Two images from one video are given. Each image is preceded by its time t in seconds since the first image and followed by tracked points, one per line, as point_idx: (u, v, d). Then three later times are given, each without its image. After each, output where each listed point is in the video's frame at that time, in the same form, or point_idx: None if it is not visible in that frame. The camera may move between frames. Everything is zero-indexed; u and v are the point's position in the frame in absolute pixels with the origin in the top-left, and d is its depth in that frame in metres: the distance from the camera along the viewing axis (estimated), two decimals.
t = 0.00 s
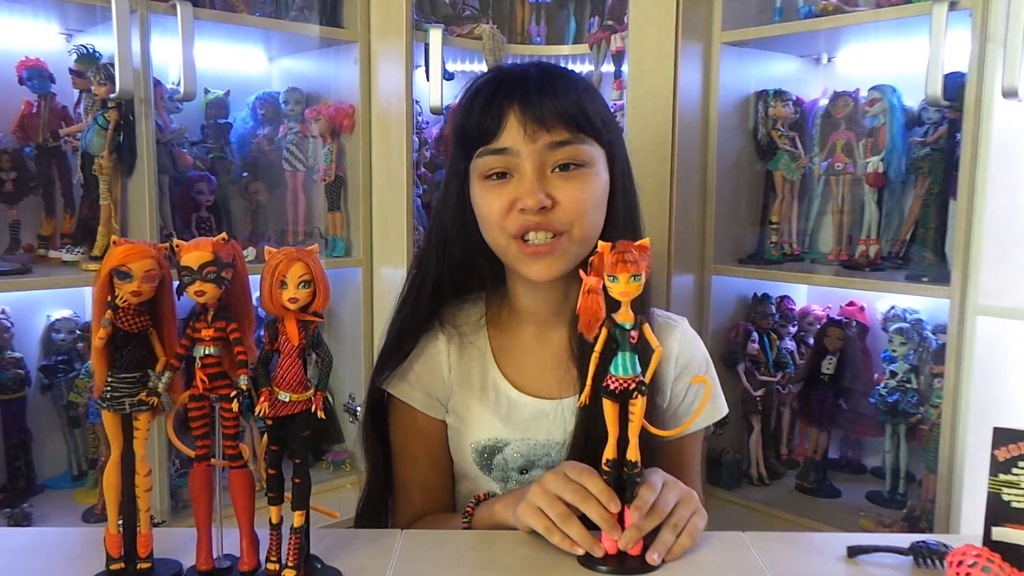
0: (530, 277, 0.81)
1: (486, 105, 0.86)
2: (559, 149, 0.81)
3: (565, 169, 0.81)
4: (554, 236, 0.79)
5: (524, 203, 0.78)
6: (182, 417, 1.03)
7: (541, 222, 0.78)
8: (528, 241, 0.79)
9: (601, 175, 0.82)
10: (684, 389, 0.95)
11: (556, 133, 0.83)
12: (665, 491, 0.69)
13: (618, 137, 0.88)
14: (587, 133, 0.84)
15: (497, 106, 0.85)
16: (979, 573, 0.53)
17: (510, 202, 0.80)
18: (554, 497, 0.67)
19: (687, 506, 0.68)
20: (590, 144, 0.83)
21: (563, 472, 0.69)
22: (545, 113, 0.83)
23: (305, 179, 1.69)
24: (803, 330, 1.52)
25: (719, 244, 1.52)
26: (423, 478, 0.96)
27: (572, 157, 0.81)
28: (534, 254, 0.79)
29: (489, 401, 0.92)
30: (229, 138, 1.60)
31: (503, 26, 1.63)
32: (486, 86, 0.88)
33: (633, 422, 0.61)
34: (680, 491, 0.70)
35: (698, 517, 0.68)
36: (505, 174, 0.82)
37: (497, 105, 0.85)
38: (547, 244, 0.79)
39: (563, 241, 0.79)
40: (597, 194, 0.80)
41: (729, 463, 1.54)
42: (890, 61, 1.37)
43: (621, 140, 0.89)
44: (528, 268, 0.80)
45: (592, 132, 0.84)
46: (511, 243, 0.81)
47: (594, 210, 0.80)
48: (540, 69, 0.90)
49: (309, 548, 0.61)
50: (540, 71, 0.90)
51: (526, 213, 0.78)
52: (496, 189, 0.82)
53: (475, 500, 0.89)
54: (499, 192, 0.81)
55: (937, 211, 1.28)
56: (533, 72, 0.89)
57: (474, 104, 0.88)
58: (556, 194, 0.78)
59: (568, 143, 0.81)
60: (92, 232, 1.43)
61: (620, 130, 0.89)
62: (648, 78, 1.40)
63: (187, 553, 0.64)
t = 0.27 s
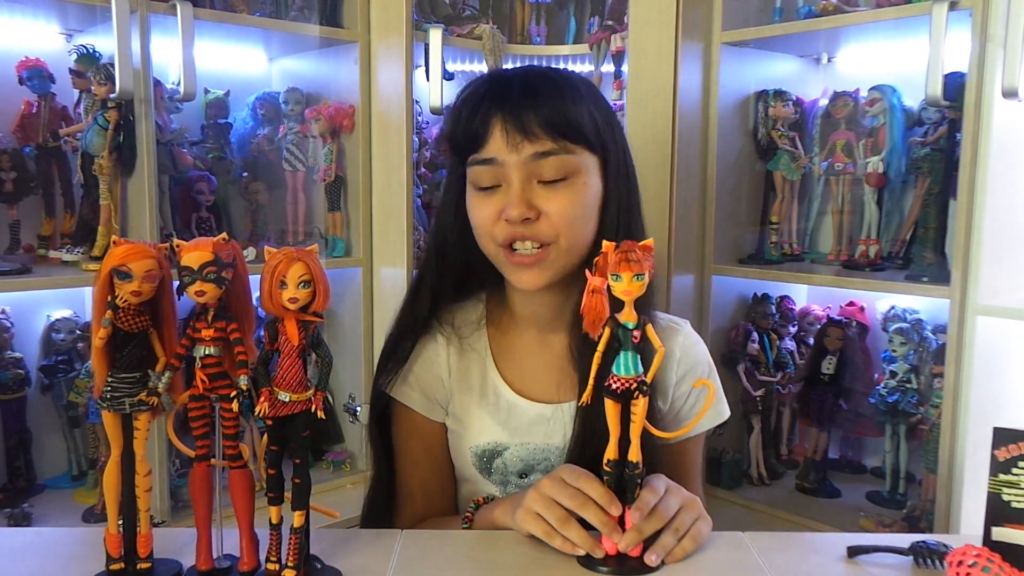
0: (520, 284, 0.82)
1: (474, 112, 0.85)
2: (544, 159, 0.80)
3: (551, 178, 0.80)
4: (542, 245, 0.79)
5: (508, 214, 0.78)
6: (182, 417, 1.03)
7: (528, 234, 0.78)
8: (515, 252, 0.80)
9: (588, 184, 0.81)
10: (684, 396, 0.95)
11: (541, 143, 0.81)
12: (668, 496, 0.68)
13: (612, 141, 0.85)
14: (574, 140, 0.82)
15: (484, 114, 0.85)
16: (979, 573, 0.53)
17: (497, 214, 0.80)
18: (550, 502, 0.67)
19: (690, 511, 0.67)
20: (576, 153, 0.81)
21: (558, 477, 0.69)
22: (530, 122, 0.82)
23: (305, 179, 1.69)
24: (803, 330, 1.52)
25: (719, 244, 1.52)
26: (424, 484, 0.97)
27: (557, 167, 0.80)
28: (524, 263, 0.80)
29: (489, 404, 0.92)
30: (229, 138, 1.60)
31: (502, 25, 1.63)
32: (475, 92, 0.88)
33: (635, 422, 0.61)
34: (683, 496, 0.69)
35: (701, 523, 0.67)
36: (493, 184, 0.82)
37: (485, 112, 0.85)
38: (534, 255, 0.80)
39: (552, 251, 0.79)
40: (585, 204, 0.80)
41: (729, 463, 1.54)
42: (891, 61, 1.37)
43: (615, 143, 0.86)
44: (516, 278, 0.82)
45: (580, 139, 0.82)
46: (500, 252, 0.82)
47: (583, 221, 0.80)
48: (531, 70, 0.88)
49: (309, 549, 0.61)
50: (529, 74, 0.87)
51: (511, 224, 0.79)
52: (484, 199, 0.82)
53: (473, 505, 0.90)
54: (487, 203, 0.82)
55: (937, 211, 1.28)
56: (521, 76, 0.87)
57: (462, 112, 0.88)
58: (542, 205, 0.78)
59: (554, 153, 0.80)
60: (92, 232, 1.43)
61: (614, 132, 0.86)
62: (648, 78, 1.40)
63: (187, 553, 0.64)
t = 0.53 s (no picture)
0: (527, 285, 0.82)
1: (492, 109, 0.85)
2: (561, 161, 0.80)
3: (567, 180, 0.80)
4: (553, 249, 0.79)
5: (522, 215, 0.78)
6: (183, 417, 1.03)
7: (538, 235, 0.78)
8: (524, 253, 0.80)
9: (601, 188, 0.81)
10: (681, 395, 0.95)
11: (559, 145, 0.81)
12: (668, 496, 0.68)
13: (624, 145, 0.86)
14: (592, 145, 0.82)
15: (502, 112, 0.84)
16: (979, 573, 0.53)
17: (509, 213, 0.79)
18: (548, 504, 0.68)
19: (690, 512, 0.67)
20: (593, 156, 0.81)
21: (556, 481, 0.70)
22: (550, 122, 0.82)
23: (305, 179, 1.69)
24: (803, 330, 1.52)
25: (719, 244, 1.52)
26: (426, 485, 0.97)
27: (573, 170, 0.80)
28: (534, 265, 0.80)
29: (489, 405, 0.92)
30: (229, 138, 1.60)
31: (503, 25, 1.63)
32: (493, 88, 0.87)
33: (636, 422, 0.61)
34: (683, 497, 0.69)
35: (701, 523, 0.67)
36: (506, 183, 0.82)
37: (504, 110, 0.84)
38: (542, 256, 0.79)
39: (562, 255, 0.79)
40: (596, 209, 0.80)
41: (729, 463, 1.54)
42: (891, 61, 1.37)
43: (627, 147, 0.87)
44: (524, 279, 0.81)
45: (596, 142, 0.82)
46: (509, 252, 0.81)
47: (594, 225, 0.79)
48: (547, 71, 0.88)
49: (309, 549, 0.61)
50: (550, 76, 0.87)
51: (524, 225, 0.78)
52: (496, 197, 0.82)
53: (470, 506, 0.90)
54: (500, 202, 0.81)
55: (937, 211, 1.28)
56: (542, 77, 0.86)
57: (479, 106, 0.87)
58: (555, 207, 0.78)
59: (570, 156, 0.80)
60: (92, 233, 1.43)
61: (626, 137, 0.87)
62: (648, 77, 1.40)
63: (187, 553, 0.64)
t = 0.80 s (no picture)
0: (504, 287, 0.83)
1: (461, 118, 0.86)
2: (522, 164, 0.80)
3: (531, 183, 0.80)
4: (522, 252, 0.79)
5: (489, 222, 0.79)
6: (183, 417, 1.03)
7: (509, 239, 0.79)
8: (500, 256, 0.81)
9: (568, 188, 0.80)
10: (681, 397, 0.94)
11: (520, 148, 0.81)
12: (660, 496, 0.69)
13: (597, 140, 0.84)
14: (557, 145, 0.81)
15: (469, 119, 0.85)
16: (978, 573, 0.53)
17: (481, 219, 0.81)
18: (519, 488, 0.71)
19: (683, 511, 0.68)
20: (557, 156, 0.80)
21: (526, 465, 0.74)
22: (510, 127, 0.82)
23: (305, 179, 1.69)
24: (803, 330, 1.52)
25: (719, 244, 1.52)
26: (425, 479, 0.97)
27: (536, 172, 0.79)
28: (504, 267, 0.81)
29: (489, 404, 0.92)
30: (229, 138, 1.60)
31: (503, 25, 1.63)
32: (464, 95, 0.88)
33: (627, 421, 0.61)
34: (676, 496, 0.70)
35: (695, 521, 0.67)
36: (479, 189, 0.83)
37: (471, 117, 0.85)
38: (516, 258, 0.80)
39: (531, 257, 0.80)
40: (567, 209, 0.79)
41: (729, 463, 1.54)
42: (891, 61, 1.37)
43: (602, 141, 0.84)
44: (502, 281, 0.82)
45: (559, 142, 0.81)
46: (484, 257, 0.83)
47: (564, 225, 0.79)
48: (517, 71, 0.87)
49: (309, 549, 0.61)
50: (516, 77, 0.86)
51: (492, 231, 0.79)
52: (471, 204, 0.83)
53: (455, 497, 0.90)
54: (473, 208, 0.83)
55: (937, 211, 1.28)
56: (510, 78, 0.86)
57: (451, 115, 0.89)
58: (524, 211, 0.78)
59: (532, 159, 0.80)
60: (92, 233, 1.43)
61: (602, 129, 0.84)
62: (648, 77, 1.40)
63: (187, 553, 0.64)
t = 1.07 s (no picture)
0: (511, 284, 0.83)
1: (480, 111, 0.85)
2: (546, 161, 0.80)
3: (553, 181, 0.80)
4: (537, 248, 0.79)
5: (508, 215, 0.78)
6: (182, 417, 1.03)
7: (523, 235, 0.79)
8: (511, 252, 0.80)
9: (587, 189, 0.81)
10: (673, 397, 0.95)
11: (545, 144, 0.81)
12: (644, 495, 0.69)
13: (612, 148, 0.85)
14: (578, 146, 0.82)
15: (490, 112, 0.84)
16: (979, 573, 0.53)
17: (493, 212, 0.80)
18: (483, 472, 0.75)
19: (665, 509, 0.68)
20: (579, 156, 0.81)
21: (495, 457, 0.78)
22: (532, 123, 0.81)
23: (305, 179, 1.70)
24: (803, 330, 1.52)
25: (719, 244, 1.52)
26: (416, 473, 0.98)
27: (559, 170, 0.79)
28: (517, 263, 0.81)
29: (478, 404, 0.92)
30: (229, 138, 1.60)
31: (503, 26, 1.63)
32: (482, 89, 0.87)
33: (610, 420, 0.61)
34: (660, 495, 0.70)
35: (677, 520, 0.68)
36: (492, 182, 0.82)
37: (492, 109, 0.84)
38: (530, 255, 0.80)
39: (545, 255, 0.80)
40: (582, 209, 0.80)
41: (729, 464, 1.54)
42: (891, 61, 1.37)
43: (617, 148, 0.86)
44: (508, 278, 0.82)
45: (582, 143, 0.82)
46: (494, 253, 0.82)
47: (579, 224, 0.80)
48: (535, 71, 0.88)
49: (309, 549, 0.61)
50: (538, 76, 0.87)
51: (509, 224, 0.79)
52: (482, 197, 0.82)
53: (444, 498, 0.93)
54: (487, 200, 0.82)
55: (937, 211, 1.28)
56: (530, 77, 0.86)
57: (468, 106, 0.87)
58: (541, 208, 0.78)
59: (556, 156, 0.80)
60: (92, 233, 1.43)
61: (616, 137, 0.87)
62: (648, 77, 1.40)
63: (187, 552, 0.64)
